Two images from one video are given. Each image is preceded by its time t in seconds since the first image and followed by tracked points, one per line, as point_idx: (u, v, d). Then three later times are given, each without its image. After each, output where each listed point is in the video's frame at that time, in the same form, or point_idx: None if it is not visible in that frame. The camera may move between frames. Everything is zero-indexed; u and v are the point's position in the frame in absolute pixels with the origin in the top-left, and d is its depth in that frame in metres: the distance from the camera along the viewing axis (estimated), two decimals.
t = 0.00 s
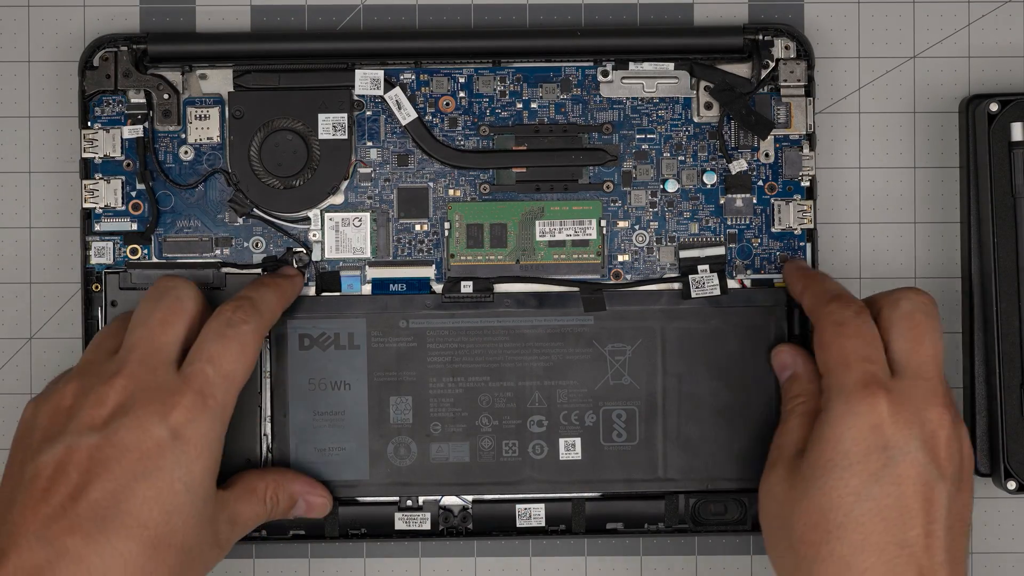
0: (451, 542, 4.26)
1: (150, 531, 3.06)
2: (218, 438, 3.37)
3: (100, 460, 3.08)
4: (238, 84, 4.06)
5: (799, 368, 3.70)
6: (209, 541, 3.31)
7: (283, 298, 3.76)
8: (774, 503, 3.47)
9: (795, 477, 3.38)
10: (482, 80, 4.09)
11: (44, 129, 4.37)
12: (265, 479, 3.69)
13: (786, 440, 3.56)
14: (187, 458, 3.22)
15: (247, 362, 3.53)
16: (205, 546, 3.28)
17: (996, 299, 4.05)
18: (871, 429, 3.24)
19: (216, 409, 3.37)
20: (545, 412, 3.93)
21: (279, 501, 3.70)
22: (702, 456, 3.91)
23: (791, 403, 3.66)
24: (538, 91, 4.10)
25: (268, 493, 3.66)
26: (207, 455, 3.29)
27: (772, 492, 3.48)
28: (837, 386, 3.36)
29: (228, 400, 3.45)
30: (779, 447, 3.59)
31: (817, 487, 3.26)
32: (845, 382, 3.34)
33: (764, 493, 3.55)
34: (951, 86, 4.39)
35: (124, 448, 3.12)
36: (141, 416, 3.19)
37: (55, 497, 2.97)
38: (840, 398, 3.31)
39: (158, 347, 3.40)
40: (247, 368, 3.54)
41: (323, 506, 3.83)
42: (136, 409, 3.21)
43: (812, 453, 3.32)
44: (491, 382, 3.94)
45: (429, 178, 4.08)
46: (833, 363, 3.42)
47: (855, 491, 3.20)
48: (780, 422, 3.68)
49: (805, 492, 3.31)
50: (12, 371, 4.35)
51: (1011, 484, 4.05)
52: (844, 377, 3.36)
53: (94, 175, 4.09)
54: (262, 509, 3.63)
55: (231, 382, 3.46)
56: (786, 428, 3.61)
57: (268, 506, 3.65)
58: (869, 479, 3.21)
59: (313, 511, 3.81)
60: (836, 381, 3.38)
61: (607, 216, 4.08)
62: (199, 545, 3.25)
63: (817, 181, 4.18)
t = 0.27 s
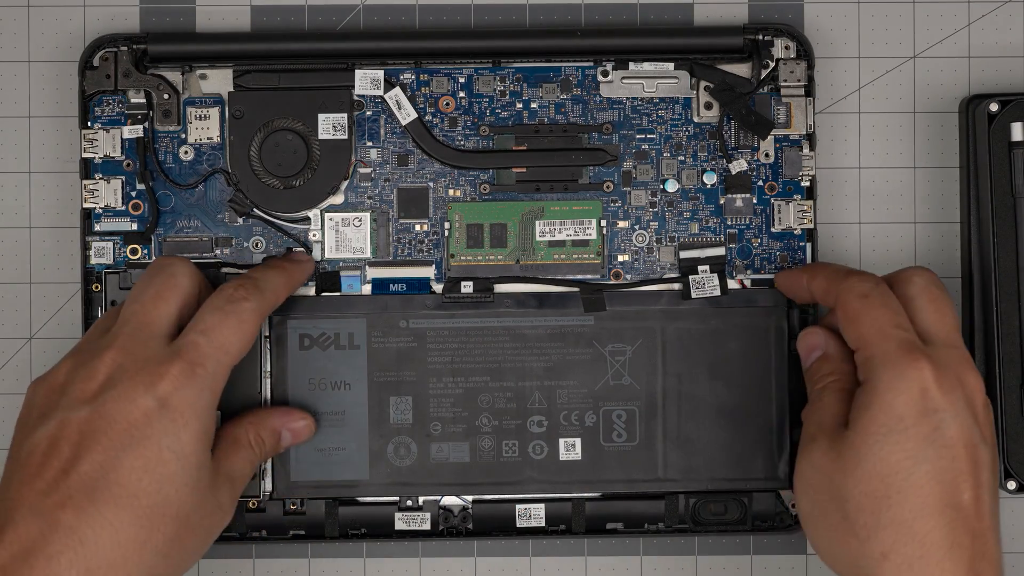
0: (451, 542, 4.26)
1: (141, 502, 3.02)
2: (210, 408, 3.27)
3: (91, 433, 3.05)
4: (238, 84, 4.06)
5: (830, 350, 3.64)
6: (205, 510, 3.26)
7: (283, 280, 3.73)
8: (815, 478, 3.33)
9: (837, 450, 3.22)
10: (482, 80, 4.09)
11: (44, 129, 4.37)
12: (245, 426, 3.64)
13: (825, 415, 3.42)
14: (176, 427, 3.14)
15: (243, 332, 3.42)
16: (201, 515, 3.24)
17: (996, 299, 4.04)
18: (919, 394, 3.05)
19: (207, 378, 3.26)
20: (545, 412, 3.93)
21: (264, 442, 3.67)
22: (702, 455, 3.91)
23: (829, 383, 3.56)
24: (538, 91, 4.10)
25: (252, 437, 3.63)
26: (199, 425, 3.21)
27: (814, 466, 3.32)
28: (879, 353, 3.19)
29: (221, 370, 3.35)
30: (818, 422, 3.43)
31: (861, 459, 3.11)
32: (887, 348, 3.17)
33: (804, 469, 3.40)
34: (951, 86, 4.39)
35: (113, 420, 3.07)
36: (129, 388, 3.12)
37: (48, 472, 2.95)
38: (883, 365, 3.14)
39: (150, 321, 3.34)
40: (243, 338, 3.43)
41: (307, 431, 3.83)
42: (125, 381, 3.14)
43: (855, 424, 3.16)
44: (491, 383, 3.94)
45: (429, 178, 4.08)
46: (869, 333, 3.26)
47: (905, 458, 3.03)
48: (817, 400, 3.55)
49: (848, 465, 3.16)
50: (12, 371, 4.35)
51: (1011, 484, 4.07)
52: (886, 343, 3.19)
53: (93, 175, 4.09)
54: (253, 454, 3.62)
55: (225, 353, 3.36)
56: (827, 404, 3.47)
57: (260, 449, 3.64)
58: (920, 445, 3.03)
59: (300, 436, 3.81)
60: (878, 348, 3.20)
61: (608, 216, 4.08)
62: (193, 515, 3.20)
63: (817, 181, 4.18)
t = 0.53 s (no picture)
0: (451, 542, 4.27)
1: (140, 504, 3.02)
2: (212, 412, 3.25)
3: (93, 434, 3.07)
4: (238, 84, 4.06)
5: (812, 341, 3.70)
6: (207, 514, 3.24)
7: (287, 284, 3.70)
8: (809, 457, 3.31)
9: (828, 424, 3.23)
10: (482, 80, 4.09)
11: (44, 129, 4.37)
12: (248, 433, 3.60)
13: (811, 396, 3.43)
14: (176, 430, 3.12)
15: (247, 336, 3.38)
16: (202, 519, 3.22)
17: (995, 299, 4.04)
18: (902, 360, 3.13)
19: (208, 381, 3.23)
20: (545, 413, 3.93)
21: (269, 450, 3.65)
22: (703, 457, 3.91)
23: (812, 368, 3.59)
24: (538, 91, 4.10)
25: (255, 444, 3.59)
26: (199, 429, 3.18)
27: (807, 445, 3.31)
28: (861, 324, 3.24)
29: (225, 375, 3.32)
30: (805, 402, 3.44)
31: (852, 429, 3.14)
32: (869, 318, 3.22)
33: (794, 449, 3.39)
34: (951, 86, 4.39)
35: (114, 422, 3.08)
36: (131, 390, 3.13)
37: (52, 470, 3.00)
38: (865, 334, 3.20)
39: (155, 324, 3.31)
40: (247, 342, 3.40)
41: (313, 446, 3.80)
42: (126, 383, 3.14)
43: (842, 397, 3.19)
44: (492, 383, 3.94)
45: (429, 178, 4.08)
46: (857, 303, 3.29)
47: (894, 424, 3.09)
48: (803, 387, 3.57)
49: (842, 438, 3.17)
50: (12, 371, 4.35)
51: (1011, 484, 4.06)
52: (865, 313, 3.25)
53: (94, 175, 4.09)
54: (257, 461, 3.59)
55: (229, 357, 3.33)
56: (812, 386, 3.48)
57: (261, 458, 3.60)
58: (906, 410, 3.09)
59: (305, 450, 3.78)
60: (859, 319, 3.26)
61: (608, 217, 4.08)
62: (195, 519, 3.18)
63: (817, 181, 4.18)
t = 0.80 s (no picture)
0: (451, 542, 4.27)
1: (125, 502, 2.99)
2: (193, 401, 3.20)
3: (74, 434, 3.02)
4: (238, 84, 4.06)
5: (823, 342, 3.56)
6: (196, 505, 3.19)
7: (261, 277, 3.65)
8: (839, 459, 3.16)
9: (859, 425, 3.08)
10: (482, 80, 4.09)
11: (44, 129, 4.37)
12: (232, 412, 3.54)
13: (837, 397, 3.27)
14: (155, 423, 3.08)
15: (220, 323, 3.33)
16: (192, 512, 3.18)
17: (995, 299, 4.04)
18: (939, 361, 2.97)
19: (185, 371, 3.19)
20: (545, 421, 3.86)
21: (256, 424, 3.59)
22: (704, 464, 3.85)
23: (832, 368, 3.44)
24: (538, 91, 4.10)
25: (240, 422, 3.54)
26: (180, 420, 3.13)
27: (835, 447, 3.15)
28: (895, 324, 3.09)
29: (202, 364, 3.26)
30: (831, 403, 3.28)
31: (885, 431, 2.98)
32: (900, 319, 3.08)
33: (821, 450, 3.24)
34: (951, 86, 4.39)
35: (94, 420, 3.04)
36: (108, 387, 3.09)
37: (38, 475, 2.94)
38: (899, 334, 3.05)
39: (130, 320, 3.31)
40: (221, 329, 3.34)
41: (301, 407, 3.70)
42: (105, 380, 3.11)
43: (876, 398, 3.03)
44: (491, 391, 3.85)
45: (429, 178, 4.08)
46: (888, 302, 3.15)
47: (931, 428, 2.92)
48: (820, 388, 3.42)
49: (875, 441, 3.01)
50: (12, 371, 4.35)
51: (1011, 484, 4.07)
52: (899, 312, 3.10)
53: (94, 175, 4.10)
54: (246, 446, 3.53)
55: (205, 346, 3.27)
56: (836, 387, 3.33)
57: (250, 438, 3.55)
58: (944, 414, 2.92)
59: (293, 412, 3.69)
60: (892, 318, 3.11)
61: (607, 217, 4.08)
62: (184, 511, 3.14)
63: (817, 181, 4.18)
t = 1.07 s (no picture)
0: (451, 542, 4.26)
1: (81, 473, 2.88)
2: (151, 372, 3.06)
3: (42, 412, 2.99)
4: (238, 84, 4.06)
5: (829, 358, 3.38)
6: (158, 481, 2.97)
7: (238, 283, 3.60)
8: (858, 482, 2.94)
9: (886, 446, 2.86)
10: (482, 80, 4.09)
11: (44, 129, 4.37)
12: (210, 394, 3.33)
13: (855, 415, 3.05)
14: (108, 390, 2.96)
15: (192, 306, 3.30)
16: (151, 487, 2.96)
17: (996, 299, 4.04)
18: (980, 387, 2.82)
19: (144, 341, 3.10)
20: (546, 426, 3.74)
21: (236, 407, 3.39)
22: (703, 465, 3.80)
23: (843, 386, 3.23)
24: (538, 91, 4.09)
25: (218, 405, 3.32)
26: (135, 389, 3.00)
27: (858, 468, 2.92)
28: (933, 345, 2.92)
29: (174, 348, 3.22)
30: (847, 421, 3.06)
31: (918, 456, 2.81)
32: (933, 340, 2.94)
33: (839, 470, 3.00)
34: (951, 86, 4.39)
35: (58, 394, 2.98)
36: (72, 360, 3.06)
37: (13, 454, 2.98)
38: (937, 355, 2.89)
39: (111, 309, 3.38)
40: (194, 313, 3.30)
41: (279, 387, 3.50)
42: (71, 355, 3.10)
43: (912, 421, 2.83)
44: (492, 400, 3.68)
45: (429, 178, 4.08)
46: (920, 324, 2.99)
47: (965, 455, 2.77)
48: (830, 407, 3.22)
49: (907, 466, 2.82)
50: (12, 371, 4.35)
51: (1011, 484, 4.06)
52: (935, 333, 2.95)
53: (94, 175, 4.10)
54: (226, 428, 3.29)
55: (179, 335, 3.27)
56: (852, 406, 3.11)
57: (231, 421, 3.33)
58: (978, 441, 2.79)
59: (273, 395, 3.48)
60: (930, 339, 2.94)
61: (608, 216, 4.07)
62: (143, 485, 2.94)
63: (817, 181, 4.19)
